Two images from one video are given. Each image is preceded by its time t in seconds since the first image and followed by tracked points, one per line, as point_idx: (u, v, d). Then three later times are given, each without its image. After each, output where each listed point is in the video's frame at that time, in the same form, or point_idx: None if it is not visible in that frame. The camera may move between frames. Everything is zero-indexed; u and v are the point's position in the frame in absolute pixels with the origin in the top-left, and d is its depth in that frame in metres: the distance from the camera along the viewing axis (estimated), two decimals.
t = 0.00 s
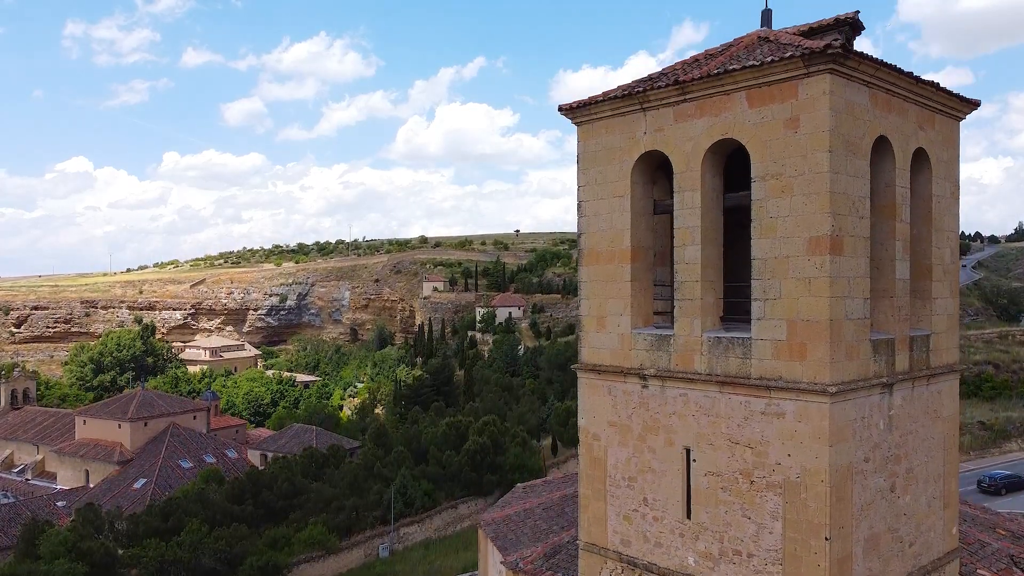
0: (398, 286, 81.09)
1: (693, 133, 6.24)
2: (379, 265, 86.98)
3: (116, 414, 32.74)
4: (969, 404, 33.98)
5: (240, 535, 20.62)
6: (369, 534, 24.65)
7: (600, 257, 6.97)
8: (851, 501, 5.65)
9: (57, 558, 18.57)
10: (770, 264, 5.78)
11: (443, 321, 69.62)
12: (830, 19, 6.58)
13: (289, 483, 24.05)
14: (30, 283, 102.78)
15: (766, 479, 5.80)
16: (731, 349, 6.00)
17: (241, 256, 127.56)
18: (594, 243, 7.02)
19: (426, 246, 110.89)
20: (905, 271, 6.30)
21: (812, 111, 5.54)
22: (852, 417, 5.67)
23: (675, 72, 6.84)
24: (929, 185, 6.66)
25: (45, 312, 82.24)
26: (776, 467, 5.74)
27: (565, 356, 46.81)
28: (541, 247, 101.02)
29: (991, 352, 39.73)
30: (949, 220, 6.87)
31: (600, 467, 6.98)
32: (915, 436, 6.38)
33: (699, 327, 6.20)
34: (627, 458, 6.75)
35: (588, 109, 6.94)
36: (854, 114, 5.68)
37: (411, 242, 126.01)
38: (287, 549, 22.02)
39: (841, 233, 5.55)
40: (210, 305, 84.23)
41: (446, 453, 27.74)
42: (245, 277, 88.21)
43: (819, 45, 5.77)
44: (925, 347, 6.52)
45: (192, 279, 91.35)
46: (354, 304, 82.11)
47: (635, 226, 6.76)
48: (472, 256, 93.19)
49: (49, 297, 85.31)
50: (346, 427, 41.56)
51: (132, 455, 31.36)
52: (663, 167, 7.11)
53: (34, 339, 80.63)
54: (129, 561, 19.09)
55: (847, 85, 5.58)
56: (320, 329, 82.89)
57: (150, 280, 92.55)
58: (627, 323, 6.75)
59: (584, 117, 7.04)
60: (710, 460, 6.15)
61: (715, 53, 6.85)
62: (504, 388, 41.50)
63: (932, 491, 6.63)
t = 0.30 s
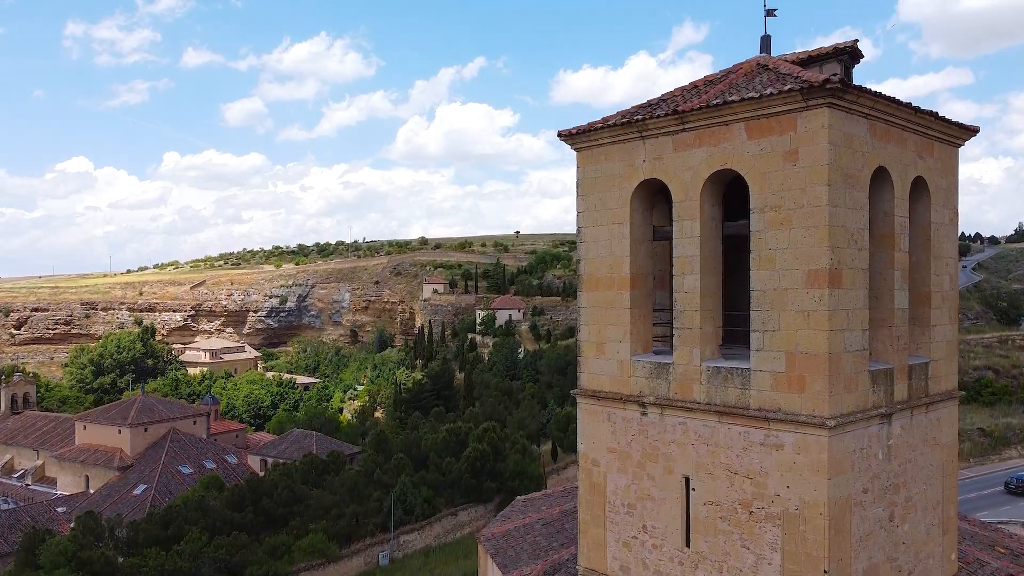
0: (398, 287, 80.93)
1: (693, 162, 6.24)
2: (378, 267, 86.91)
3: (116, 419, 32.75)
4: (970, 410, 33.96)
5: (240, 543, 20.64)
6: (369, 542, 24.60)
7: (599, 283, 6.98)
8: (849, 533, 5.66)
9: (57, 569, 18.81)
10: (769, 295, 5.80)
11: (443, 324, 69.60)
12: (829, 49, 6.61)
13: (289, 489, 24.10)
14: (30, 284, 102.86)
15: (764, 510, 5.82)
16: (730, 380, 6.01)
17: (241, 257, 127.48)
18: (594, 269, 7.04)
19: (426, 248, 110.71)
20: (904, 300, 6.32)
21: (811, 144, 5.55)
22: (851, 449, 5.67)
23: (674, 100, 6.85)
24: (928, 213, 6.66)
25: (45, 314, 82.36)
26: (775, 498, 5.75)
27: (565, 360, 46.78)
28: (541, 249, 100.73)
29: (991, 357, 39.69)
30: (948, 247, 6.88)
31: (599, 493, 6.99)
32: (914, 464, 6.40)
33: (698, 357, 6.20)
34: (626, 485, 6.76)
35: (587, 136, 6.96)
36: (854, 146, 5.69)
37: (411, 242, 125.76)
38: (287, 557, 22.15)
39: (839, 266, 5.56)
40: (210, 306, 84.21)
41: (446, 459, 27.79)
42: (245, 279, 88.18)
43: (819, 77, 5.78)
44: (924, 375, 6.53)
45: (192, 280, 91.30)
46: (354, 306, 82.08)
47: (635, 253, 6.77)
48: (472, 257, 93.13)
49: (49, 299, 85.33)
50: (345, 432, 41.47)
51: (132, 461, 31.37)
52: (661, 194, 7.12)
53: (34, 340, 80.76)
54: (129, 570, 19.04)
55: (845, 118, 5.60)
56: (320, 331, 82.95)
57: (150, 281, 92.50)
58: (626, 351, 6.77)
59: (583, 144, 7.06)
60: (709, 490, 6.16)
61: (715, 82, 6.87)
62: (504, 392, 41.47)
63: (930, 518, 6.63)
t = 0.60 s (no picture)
0: (398, 289, 80.95)
1: (693, 192, 6.24)
2: (378, 268, 86.79)
3: (116, 425, 32.75)
4: (969, 416, 33.95)
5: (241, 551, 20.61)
6: (369, 550, 24.43)
7: (599, 309, 6.99)
8: (848, 565, 5.67)
9: None
10: (768, 326, 5.81)
11: (443, 326, 69.57)
12: (828, 77, 6.62)
13: (289, 496, 24.18)
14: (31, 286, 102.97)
15: (764, 541, 5.82)
16: (729, 410, 6.03)
17: (242, 258, 127.45)
18: (594, 295, 7.04)
19: (426, 249, 110.62)
20: (903, 329, 6.33)
21: (810, 178, 5.56)
22: (850, 480, 5.68)
23: (674, 126, 6.86)
24: (927, 241, 6.67)
25: (45, 315, 82.51)
26: (774, 529, 5.76)
27: (565, 364, 46.73)
28: (541, 251, 100.67)
29: (991, 363, 39.65)
30: (946, 273, 6.90)
31: (599, 519, 7.00)
32: (913, 493, 6.42)
33: (697, 387, 6.22)
34: (625, 511, 6.77)
35: (587, 162, 6.97)
36: (853, 178, 5.71)
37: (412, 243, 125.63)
38: (287, 565, 22.11)
39: (839, 299, 5.57)
40: (210, 308, 84.20)
41: (446, 466, 27.88)
42: (245, 281, 88.15)
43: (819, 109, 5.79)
44: (922, 403, 6.53)
45: (192, 281, 91.16)
46: (354, 307, 81.98)
47: (634, 280, 6.79)
48: (472, 259, 93.04)
49: (49, 301, 85.38)
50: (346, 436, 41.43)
51: (132, 467, 31.38)
52: (660, 219, 7.13)
53: (34, 342, 80.90)
54: None
55: (845, 150, 5.62)
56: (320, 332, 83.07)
57: (150, 283, 92.42)
58: (626, 378, 6.78)
59: (583, 170, 7.07)
60: (708, 519, 6.17)
61: (715, 110, 6.88)
62: (504, 396, 41.43)
63: (929, 546, 6.63)
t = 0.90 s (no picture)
0: (398, 291, 80.82)
1: (692, 222, 6.25)
2: (378, 270, 86.64)
3: (116, 430, 32.75)
4: (969, 421, 33.97)
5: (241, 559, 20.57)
6: (369, 558, 24.49)
7: (599, 335, 7.00)
8: None
9: None
10: (767, 358, 5.82)
11: (443, 328, 69.55)
12: (829, 105, 6.62)
13: (289, 504, 24.14)
14: (31, 287, 102.92)
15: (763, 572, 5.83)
16: (730, 440, 6.04)
17: (242, 258, 127.41)
18: (594, 321, 7.05)
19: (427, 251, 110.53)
20: (903, 358, 6.34)
21: (810, 210, 5.57)
22: (849, 512, 5.69)
23: (673, 153, 6.89)
24: (927, 269, 6.68)
25: (45, 317, 82.56)
26: (774, 561, 5.77)
27: (566, 368, 46.69)
28: (541, 253, 100.54)
29: (991, 367, 39.64)
30: (946, 300, 6.90)
31: (599, 544, 7.01)
32: (913, 521, 6.43)
33: (697, 416, 6.23)
34: (626, 538, 6.78)
35: (587, 189, 6.98)
36: (852, 211, 5.72)
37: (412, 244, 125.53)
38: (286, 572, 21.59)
39: (838, 332, 5.58)
40: (210, 309, 84.18)
41: (446, 473, 27.90)
42: (245, 282, 88.11)
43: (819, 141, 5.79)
44: (921, 431, 6.54)
45: (192, 283, 91.12)
46: (354, 309, 81.80)
47: (635, 306, 6.79)
48: (472, 261, 92.93)
49: (50, 302, 85.38)
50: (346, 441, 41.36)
51: (133, 472, 31.41)
52: (660, 245, 7.13)
53: (34, 343, 81.03)
54: None
55: (845, 183, 5.63)
56: (320, 334, 83.21)
57: (151, 284, 92.38)
58: (625, 405, 6.79)
59: (583, 197, 7.08)
60: (708, 548, 6.18)
61: (715, 136, 6.89)
62: (505, 401, 41.39)
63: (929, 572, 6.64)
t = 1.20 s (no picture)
0: (398, 293, 80.71)
1: (692, 251, 6.26)
2: (379, 272, 86.49)
3: (116, 436, 32.76)
4: (970, 427, 33.97)
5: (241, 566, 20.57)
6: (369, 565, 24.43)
7: (599, 361, 7.01)
8: None
9: None
10: (767, 390, 5.84)
11: (443, 331, 69.46)
12: (829, 134, 6.62)
13: (290, 511, 24.10)
14: (31, 289, 102.88)
15: None
16: (730, 471, 6.04)
17: (242, 260, 127.30)
18: (594, 347, 7.06)
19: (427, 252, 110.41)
20: (904, 388, 6.34)
21: (810, 244, 5.58)
22: (849, 544, 5.69)
23: (674, 180, 6.91)
24: (927, 297, 6.69)
25: (46, 318, 82.64)
26: None
27: (566, 373, 46.62)
28: (541, 255, 100.42)
29: (991, 372, 39.62)
30: (945, 328, 6.91)
31: (599, 570, 7.02)
32: (914, 550, 6.43)
33: (697, 445, 6.23)
34: (626, 564, 6.79)
35: (587, 215, 6.99)
36: (852, 243, 5.73)
37: (412, 246, 125.41)
38: None
39: (838, 366, 5.59)
40: (211, 311, 84.17)
41: (446, 480, 27.92)
42: (245, 284, 88.08)
43: (819, 173, 5.80)
44: (921, 459, 6.55)
45: (192, 284, 91.06)
46: (354, 311, 81.54)
47: (635, 333, 6.80)
48: (473, 262, 92.80)
49: (50, 303, 85.35)
50: (346, 445, 41.29)
51: (133, 478, 31.41)
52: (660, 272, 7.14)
53: (34, 345, 81.12)
54: None
55: (845, 217, 5.64)
56: (321, 335, 83.56)
57: (151, 285, 92.35)
58: (626, 432, 6.80)
59: (584, 223, 7.09)
60: None
61: (716, 163, 6.90)
62: (505, 405, 41.34)
63: None
